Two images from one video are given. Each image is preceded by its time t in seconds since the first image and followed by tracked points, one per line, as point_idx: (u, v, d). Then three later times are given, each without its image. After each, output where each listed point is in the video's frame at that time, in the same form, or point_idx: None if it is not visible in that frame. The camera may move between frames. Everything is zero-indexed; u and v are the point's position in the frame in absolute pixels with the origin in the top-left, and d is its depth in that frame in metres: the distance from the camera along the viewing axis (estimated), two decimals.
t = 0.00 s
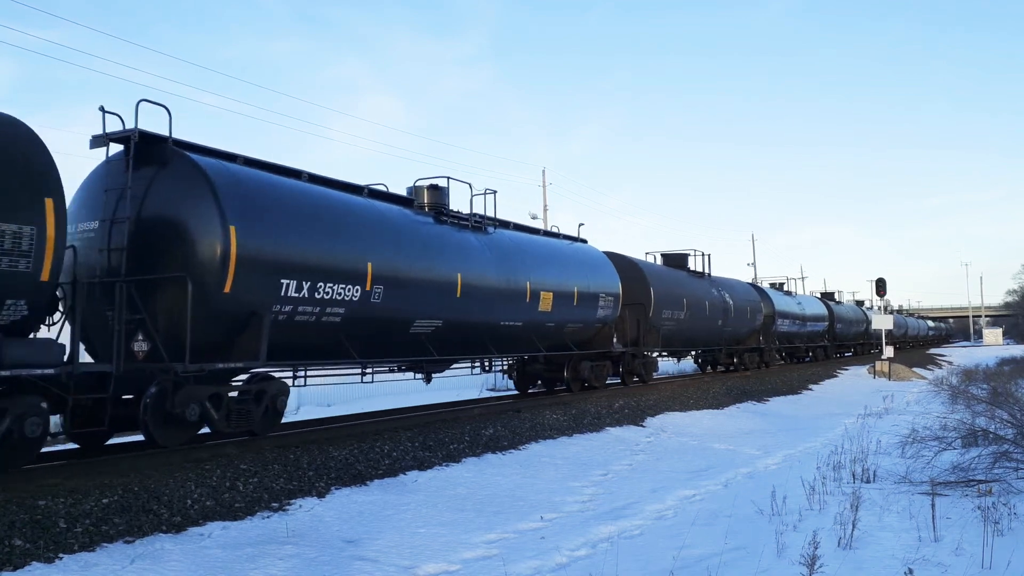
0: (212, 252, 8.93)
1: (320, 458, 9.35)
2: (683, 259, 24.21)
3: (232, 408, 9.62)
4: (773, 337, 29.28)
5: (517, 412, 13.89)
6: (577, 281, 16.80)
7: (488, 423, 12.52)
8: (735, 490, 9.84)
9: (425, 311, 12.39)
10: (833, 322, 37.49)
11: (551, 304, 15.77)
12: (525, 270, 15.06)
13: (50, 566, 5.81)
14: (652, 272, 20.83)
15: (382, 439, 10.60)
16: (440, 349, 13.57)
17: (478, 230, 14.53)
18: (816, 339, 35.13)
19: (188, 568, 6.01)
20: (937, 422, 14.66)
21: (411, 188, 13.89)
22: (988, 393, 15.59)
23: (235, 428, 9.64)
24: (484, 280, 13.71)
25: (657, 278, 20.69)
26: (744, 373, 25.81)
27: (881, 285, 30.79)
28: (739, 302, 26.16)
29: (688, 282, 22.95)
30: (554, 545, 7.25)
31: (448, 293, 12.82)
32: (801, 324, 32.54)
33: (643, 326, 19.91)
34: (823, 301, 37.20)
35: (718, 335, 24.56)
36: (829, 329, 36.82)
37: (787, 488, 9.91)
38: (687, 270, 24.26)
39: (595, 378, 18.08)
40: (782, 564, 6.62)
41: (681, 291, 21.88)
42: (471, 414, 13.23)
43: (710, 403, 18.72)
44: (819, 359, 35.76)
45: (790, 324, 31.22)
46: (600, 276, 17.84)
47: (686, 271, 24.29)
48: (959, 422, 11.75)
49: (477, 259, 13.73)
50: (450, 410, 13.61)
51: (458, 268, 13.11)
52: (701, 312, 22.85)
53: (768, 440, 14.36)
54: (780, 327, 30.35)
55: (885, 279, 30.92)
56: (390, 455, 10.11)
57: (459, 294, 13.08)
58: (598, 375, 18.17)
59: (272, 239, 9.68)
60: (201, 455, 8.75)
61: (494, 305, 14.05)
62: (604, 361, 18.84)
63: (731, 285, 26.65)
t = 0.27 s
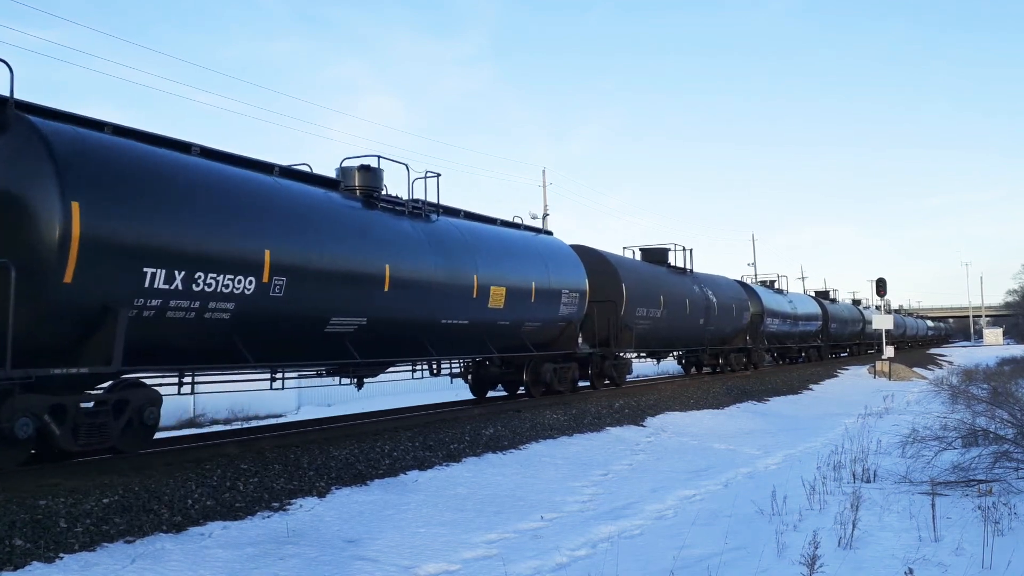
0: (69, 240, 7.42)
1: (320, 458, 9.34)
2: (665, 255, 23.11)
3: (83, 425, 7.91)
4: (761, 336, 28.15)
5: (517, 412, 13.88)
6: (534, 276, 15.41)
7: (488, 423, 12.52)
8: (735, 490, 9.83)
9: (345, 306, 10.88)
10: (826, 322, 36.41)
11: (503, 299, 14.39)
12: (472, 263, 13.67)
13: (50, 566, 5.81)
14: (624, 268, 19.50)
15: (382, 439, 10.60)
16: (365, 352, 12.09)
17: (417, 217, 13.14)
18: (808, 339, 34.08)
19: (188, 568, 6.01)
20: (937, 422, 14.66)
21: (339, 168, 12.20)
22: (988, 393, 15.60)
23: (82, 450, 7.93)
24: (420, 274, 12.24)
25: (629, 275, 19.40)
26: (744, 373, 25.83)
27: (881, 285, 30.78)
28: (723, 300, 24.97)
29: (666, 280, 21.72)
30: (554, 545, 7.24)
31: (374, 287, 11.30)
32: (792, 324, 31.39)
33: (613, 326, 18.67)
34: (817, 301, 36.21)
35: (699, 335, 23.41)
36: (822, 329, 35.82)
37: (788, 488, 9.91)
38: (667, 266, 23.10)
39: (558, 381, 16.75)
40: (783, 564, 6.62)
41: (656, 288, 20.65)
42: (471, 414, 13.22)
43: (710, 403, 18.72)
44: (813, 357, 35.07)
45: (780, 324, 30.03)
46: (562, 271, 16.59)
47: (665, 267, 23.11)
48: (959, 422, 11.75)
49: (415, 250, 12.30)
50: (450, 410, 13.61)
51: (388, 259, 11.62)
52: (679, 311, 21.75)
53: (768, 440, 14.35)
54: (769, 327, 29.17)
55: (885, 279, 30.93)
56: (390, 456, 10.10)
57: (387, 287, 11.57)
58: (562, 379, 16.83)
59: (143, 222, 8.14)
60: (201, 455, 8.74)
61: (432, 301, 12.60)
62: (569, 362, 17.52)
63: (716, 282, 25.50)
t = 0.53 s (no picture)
0: None
1: (319, 458, 9.34)
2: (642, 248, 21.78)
3: None
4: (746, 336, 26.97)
5: (517, 411, 13.88)
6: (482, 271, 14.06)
7: (488, 423, 12.52)
8: (735, 490, 9.83)
9: (240, 301, 9.39)
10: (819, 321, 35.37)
11: (444, 295, 12.99)
12: (407, 255, 12.22)
13: (50, 566, 5.81)
14: (595, 261, 18.16)
15: (382, 439, 10.60)
16: (270, 355, 10.58)
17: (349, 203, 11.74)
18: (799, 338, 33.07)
19: (188, 568, 6.01)
20: (937, 422, 14.65)
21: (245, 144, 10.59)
22: (988, 393, 15.59)
23: None
24: (339, 267, 10.79)
25: (599, 268, 18.06)
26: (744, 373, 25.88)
27: (881, 285, 30.79)
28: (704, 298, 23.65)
29: (642, 274, 20.40)
30: (554, 545, 7.24)
31: (319, 282, 10.50)
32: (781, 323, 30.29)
33: (578, 323, 17.16)
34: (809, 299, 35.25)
35: (677, 334, 22.13)
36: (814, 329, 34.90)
37: (787, 488, 9.90)
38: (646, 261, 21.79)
39: (514, 386, 15.38)
40: (782, 564, 6.62)
41: (629, 283, 19.26)
42: (471, 414, 13.22)
43: (710, 403, 18.72)
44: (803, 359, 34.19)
45: (768, 323, 28.84)
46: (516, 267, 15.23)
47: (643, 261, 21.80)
48: (959, 422, 11.74)
49: (336, 240, 10.86)
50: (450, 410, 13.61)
51: (300, 250, 10.15)
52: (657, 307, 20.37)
53: (768, 440, 14.35)
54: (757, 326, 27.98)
55: (885, 279, 30.93)
56: (390, 456, 10.10)
57: (333, 284, 10.76)
58: (518, 383, 15.47)
59: (69, 211, 7.51)
60: (201, 456, 8.74)
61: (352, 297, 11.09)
62: (526, 364, 16.22)
63: (698, 278, 24.32)
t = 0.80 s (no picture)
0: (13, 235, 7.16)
1: (320, 458, 9.34)
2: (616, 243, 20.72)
3: None
4: (731, 336, 25.95)
5: (517, 411, 13.88)
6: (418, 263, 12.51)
7: (488, 423, 12.52)
8: (735, 490, 9.83)
9: (183, 302, 8.80)
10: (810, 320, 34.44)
11: (368, 289, 11.38)
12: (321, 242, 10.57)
13: (50, 566, 5.81)
14: (562, 256, 16.96)
15: (382, 439, 10.60)
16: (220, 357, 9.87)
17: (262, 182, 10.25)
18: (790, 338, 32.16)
19: (188, 568, 6.01)
20: (937, 422, 14.65)
21: (124, 111, 9.18)
22: (988, 393, 15.59)
23: None
24: (236, 258, 9.25)
25: (564, 264, 16.82)
26: (744, 373, 25.81)
27: (881, 285, 30.78)
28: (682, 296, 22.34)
29: (614, 272, 19.13)
30: (554, 545, 7.25)
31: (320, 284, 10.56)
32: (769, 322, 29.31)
33: (535, 321, 15.87)
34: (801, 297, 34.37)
35: (652, 334, 20.83)
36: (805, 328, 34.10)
37: (788, 488, 9.91)
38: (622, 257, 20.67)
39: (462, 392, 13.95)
40: (783, 564, 6.62)
41: (597, 281, 17.99)
42: (471, 414, 13.22)
43: (710, 403, 18.72)
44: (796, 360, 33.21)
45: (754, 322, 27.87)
46: (458, 258, 13.67)
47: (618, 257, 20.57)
48: (959, 422, 11.75)
49: (232, 222, 9.31)
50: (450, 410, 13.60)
51: (254, 247, 9.54)
52: (627, 306, 19.11)
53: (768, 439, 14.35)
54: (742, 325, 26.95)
55: (885, 279, 30.92)
56: (390, 456, 10.10)
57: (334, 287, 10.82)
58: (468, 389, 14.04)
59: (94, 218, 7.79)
60: (201, 456, 8.74)
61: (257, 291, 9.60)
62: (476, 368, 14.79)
63: (678, 277, 23.10)
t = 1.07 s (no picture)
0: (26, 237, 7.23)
1: (320, 458, 9.34)
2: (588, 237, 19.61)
3: None
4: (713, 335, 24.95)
5: (517, 411, 13.89)
6: (336, 253, 10.84)
7: (488, 423, 12.52)
8: (735, 490, 9.83)
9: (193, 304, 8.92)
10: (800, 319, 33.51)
11: (286, 283, 10.02)
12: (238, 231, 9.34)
13: (50, 566, 5.81)
14: (519, 247, 15.80)
15: (382, 439, 10.60)
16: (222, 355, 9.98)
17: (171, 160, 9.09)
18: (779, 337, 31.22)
19: (188, 568, 6.01)
20: (937, 422, 14.65)
21: None
22: (988, 393, 15.58)
23: None
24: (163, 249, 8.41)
25: (521, 257, 15.64)
26: (745, 373, 25.92)
27: (881, 285, 30.78)
28: (656, 293, 21.12)
29: (580, 267, 17.97)
30: (554, 545, 7.25)
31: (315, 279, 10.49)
32: (756, 321, 28.33)
33: (484, 318, 14.75)
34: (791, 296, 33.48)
35: (625, 334, 19.73)
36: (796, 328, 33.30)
37: (787, 488, 9.91)
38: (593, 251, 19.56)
39: (391, 401, 12.54)
40: (783, 564, 6.62)
41: (558, 274, 16.81)
42: (471, 414, 13.22)
43: (710, 403, 18.72)
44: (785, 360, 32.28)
45: (738, 321, 26.87)
46: (388, 249, 11.99)
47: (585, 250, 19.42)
48: (959, 422, 11.74)
49: (122, 207, 8.08)
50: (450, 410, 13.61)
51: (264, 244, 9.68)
52: (594, 302, 17.96)
53: (767, 439, 14.36)
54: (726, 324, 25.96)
55: (885, 279, 30.90)
56: (390, 455, 10.11)
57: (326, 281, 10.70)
58: (398, 397, 12.64)
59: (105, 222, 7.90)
60: (201, 456, 8.74)
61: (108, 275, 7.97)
62: (411, 372, 13.39)
63: (652, 271, 21.92)
